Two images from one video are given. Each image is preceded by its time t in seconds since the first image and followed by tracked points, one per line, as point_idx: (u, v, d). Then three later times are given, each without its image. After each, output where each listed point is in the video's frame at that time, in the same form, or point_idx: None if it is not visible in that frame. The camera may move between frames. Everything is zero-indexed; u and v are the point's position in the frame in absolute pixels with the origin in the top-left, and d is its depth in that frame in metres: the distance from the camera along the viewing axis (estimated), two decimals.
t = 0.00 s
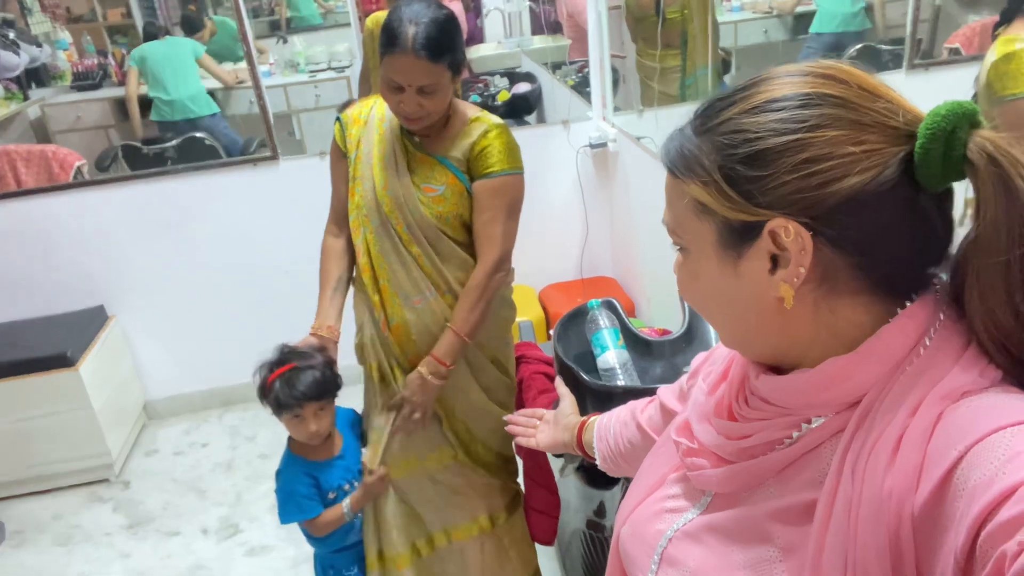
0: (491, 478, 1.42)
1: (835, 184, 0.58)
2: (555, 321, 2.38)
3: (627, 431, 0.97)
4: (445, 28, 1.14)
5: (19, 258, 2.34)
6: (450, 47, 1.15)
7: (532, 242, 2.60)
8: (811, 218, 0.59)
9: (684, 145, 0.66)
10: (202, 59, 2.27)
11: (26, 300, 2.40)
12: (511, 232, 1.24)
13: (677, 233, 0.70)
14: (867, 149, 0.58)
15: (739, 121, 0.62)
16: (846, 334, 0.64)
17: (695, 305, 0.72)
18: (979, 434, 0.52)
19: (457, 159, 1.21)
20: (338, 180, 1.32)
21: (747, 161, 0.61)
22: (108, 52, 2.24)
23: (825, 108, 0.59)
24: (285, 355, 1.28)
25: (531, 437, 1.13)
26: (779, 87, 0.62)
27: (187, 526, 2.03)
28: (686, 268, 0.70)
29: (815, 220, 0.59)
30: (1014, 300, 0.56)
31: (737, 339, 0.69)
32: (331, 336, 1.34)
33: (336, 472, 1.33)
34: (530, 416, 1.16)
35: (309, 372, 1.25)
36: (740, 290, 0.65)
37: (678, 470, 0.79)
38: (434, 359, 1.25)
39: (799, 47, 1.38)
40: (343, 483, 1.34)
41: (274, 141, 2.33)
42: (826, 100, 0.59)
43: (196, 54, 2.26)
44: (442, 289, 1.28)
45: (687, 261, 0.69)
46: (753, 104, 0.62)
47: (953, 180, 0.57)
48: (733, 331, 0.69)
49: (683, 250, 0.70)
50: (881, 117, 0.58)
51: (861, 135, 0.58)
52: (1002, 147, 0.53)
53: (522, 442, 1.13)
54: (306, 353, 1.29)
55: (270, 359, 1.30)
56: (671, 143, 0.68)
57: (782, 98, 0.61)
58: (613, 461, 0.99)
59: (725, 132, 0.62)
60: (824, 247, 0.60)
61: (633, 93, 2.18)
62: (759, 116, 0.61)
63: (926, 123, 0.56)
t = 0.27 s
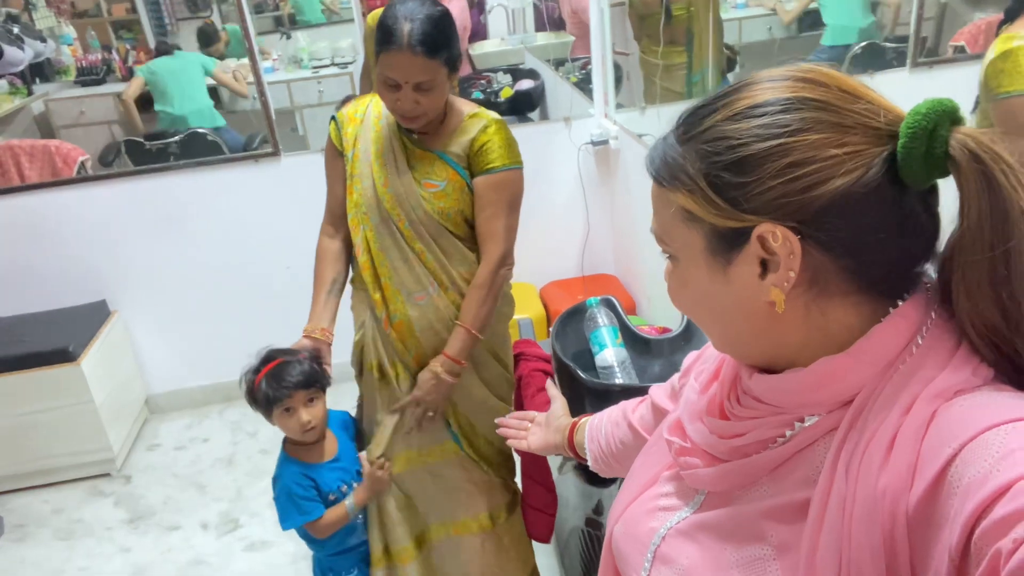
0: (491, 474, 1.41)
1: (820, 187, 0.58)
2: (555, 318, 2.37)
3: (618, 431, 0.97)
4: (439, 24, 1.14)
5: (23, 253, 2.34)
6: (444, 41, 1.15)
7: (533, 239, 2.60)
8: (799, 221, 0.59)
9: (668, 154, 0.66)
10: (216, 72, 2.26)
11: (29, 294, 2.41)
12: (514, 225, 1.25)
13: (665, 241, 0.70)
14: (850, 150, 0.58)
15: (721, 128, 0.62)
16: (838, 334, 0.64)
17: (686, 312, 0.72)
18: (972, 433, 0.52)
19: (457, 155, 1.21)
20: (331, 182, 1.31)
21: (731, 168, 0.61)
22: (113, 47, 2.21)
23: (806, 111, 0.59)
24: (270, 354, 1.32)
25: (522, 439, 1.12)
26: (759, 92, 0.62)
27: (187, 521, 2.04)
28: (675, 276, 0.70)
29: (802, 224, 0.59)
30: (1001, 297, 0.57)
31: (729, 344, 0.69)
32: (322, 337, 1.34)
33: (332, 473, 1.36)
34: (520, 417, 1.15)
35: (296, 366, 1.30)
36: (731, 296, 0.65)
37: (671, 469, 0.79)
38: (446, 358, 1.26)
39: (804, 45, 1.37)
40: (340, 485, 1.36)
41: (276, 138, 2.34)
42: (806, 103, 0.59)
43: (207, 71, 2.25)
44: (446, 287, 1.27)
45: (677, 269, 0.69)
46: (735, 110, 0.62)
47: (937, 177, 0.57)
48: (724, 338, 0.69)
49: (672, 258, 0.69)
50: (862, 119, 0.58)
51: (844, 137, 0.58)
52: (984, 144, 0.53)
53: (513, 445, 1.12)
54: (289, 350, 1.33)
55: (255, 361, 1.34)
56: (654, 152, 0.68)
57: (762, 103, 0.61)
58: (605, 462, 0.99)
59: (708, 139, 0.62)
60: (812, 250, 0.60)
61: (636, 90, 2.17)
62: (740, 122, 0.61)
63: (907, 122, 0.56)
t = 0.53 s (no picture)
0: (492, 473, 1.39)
1: (805, 191, 0.58)
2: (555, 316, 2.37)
3: (609, 432, 0.97)
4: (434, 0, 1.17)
5: (24, 249, 2.35)
6: (441, 21, 1.19)
7: (533, 237, 2.60)
8: (785, 226, 0.60)
9: (654, 162, 0.66)
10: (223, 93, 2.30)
11: (29, 290, 2.41)
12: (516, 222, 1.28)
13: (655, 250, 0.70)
14: (833, 153, 0.58)
15: (705, 135, 0.62)
16: (828, 335, 0.64)
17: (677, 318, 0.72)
18: (963, 432, 0.52)
19: (457, 150, 1.22)
20: (326, 183, 1.31)
21: (716, 175, 0.61)
22: (116, 43, 2.21)
23: (787, 116, 0.59)
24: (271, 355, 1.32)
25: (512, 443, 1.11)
26: (740, 98, 0.62)
27: (187, 516, 2.05)
28: (666, 283, 0.70)
29: (788, 228, 0.60)
30: (984, 294, 0.59)
31: (720, 348, 0.69)
32: (312, 343, 1.33)
33: (326, 480, 1.35)
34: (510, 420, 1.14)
35: (297, 367, 1.29)
36: (722, 301, 0.65)
37: (662, 468, 0.80)
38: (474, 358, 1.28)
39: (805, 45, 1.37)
40: (337, 489, 1.36)
41: (277, 135, 2.35)
42: (787, 108, 0.60)
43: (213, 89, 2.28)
44: (447, 287, 1.28)
45: (667, 277, 0.69)
46: (717, 117, 0.62)
47: (920, 177, 0.57)
48: (716, 343, 0.69)
49: (662, 266, 0.70)
50: (844, 122, 0.59)
51: (825, 141, 0.58)
52: (964, 143, 0.54)
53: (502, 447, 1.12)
54: (290, 351, 1.33)
55: (256, 362, 1.34)
56: (640, 161, 0.68)
57: (743, 109, 0.61)
58: (596, 463, 0.99)
59: (692, 147, 0.63)
60: (801, 254, 0.60)
61: (637, 89, 2.17)
62: (723, 129, 0.61)
63: (887, 124, 0.56)
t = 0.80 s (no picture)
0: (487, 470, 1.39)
1: (783, 196, 0.59)
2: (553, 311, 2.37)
3: (604, 434, 0.97)
4: None
5: (22, 242, 2.35)
6: (434, 14, 1.21)
7: (532, 232, 2.60)
8: (767, 230, 0.60)
9: (637, 175, 0.66)
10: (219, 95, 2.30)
11: (28, 282, 2.42)
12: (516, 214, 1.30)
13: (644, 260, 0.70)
14: (809, 157, 0.58)
15: (683, 147, 0.63)
16: (820, 335, 0.64)
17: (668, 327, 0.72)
18: (955, 433, 0.52)
19: (453, 143, 1.23)
20: (320, 180, 1.31)
21: (696, 185, 0.61)
22: (115, 34, 2.25)
23: (762, 123, 0.60)
24: (288, 354, 1.27)
25: (510, 444, 1.11)
26: (716, 106, 0.63)
27: (184, 509, 2.05)
28: (656, 294, 0.70)
29: (770, 232, 0.60)
30: (964, 289, 0.59)
31: (710, 353, 0.69)
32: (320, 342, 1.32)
33: (342, 476, 1.32)
34: (507, 423, 1.14)
35: (318, 368, 1.26)
36: (710, 308, 0.65)
37: (655, 468, 0.80)
38: (489, 354, 1.30)
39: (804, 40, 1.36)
40: (352, 486, 1.33)
41: (274, 127, 2.32)
42: (762, 115, 0.60)
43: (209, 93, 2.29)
44: (443, 280, 1.28)
45: (657, 288, 0.69)
46: (694, 127, 0.63)
47: (898, 177, 0.58)
48: (705, 350, 0.69)
49: (651, 276, 0.69)
50: (818, 125, 0.59)
51: (801, 145, 0.59)
52: (939, 140, 0.54)
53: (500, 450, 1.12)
54: (309, 353, 1.29)
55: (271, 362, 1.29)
56: (623, 176, 0.69)
57: (719, 118, 0.61)
58: (592, 466, 0.99)
59: (671, 159, 0.63)
60: (785, 258, 0.60)
61: (637, 83, 2.16)
62: (700, 138, 0.62)
63: (862, 125, 0.57)
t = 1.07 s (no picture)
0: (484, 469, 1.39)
1: (766, 201, 0.58)
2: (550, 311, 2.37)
3: (605, 439, 0.97)
4: None
5: (17, 239, 2.34)
6: (432, 11, 1.21)
7: (529, 232, 2.59)
8: (754, 234, 0.60)
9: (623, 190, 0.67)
10: (214, 98, 2.29)
11: (22, 279, 2.40)
12: (514, 211, 1.28)
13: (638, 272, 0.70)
14: (790, 161, 0.58)
15: (666, 159, 0.63)
16: (821, 336, 0.63)
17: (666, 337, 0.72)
18: (953, 433, 0.52)
19: (452, 141, 1.22)
20: (319, 178, 1.31)
21: (680, 196, 0.62)
22: (111, 30, 2.20)
23: (742, 130, 0.60)
24: (300, 351, 1.29)
25: (509, 453, 1.11)
26: (697, 117, 0.63)
27: (179, 507, 2.04)
28: (651, 305, 0.70)
29: (757, 236, 0.60)
30: (950, 283, 0.59)
31: (707, 359, 0.69)
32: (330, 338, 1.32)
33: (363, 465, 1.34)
34: (508, 430, 1.15)
35: (330, 362, 1.28)
36: (705, 315, 0.65)
37: (654, 470, 0.79)
38: (500, 352, 1.31)
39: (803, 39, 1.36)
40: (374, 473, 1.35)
41: (272, 125, 2.33)
42: (741, 122, 0.60)
43: (203, 96, 2.28)
44: (442, 279, 1.27)
45: (651, 301, 0.69)
46: (676, 139, 0.63)
47: (879, 174, 0.57)
48: (702, 358, 0.69)
49: (645, 289, 0.69)
50: (796, 129, 0.59)
51: (781, 150, 0.59)
52: (915, 135, 0.55)
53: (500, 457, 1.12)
54: (319, 347, 1.30)
55: (285, 359, 1.31)
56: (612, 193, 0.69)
57: (699, 128, 0.62)
58: (593, 471, 0.99)
59: (656, 173, 0.63)
60: (774, 261, 0.60)
61: (636, 83, 2.15)
62: (682, 150, 0.62)
63: (839, 125, 0.57)
